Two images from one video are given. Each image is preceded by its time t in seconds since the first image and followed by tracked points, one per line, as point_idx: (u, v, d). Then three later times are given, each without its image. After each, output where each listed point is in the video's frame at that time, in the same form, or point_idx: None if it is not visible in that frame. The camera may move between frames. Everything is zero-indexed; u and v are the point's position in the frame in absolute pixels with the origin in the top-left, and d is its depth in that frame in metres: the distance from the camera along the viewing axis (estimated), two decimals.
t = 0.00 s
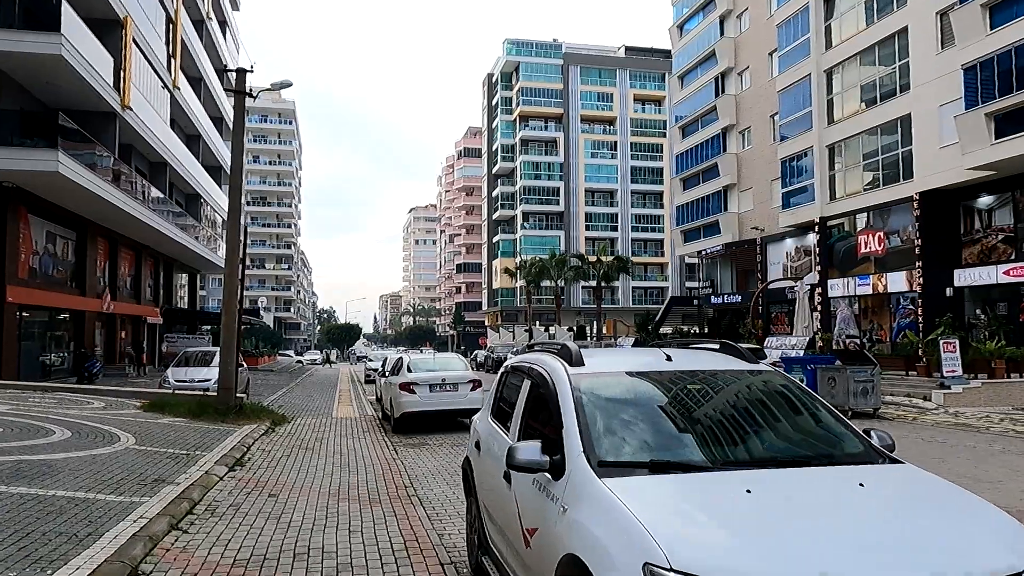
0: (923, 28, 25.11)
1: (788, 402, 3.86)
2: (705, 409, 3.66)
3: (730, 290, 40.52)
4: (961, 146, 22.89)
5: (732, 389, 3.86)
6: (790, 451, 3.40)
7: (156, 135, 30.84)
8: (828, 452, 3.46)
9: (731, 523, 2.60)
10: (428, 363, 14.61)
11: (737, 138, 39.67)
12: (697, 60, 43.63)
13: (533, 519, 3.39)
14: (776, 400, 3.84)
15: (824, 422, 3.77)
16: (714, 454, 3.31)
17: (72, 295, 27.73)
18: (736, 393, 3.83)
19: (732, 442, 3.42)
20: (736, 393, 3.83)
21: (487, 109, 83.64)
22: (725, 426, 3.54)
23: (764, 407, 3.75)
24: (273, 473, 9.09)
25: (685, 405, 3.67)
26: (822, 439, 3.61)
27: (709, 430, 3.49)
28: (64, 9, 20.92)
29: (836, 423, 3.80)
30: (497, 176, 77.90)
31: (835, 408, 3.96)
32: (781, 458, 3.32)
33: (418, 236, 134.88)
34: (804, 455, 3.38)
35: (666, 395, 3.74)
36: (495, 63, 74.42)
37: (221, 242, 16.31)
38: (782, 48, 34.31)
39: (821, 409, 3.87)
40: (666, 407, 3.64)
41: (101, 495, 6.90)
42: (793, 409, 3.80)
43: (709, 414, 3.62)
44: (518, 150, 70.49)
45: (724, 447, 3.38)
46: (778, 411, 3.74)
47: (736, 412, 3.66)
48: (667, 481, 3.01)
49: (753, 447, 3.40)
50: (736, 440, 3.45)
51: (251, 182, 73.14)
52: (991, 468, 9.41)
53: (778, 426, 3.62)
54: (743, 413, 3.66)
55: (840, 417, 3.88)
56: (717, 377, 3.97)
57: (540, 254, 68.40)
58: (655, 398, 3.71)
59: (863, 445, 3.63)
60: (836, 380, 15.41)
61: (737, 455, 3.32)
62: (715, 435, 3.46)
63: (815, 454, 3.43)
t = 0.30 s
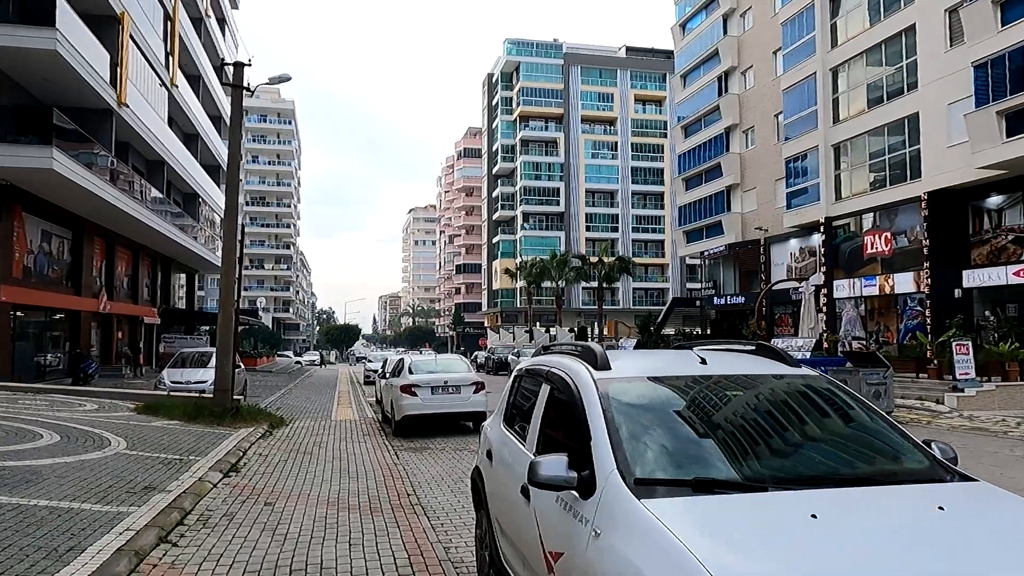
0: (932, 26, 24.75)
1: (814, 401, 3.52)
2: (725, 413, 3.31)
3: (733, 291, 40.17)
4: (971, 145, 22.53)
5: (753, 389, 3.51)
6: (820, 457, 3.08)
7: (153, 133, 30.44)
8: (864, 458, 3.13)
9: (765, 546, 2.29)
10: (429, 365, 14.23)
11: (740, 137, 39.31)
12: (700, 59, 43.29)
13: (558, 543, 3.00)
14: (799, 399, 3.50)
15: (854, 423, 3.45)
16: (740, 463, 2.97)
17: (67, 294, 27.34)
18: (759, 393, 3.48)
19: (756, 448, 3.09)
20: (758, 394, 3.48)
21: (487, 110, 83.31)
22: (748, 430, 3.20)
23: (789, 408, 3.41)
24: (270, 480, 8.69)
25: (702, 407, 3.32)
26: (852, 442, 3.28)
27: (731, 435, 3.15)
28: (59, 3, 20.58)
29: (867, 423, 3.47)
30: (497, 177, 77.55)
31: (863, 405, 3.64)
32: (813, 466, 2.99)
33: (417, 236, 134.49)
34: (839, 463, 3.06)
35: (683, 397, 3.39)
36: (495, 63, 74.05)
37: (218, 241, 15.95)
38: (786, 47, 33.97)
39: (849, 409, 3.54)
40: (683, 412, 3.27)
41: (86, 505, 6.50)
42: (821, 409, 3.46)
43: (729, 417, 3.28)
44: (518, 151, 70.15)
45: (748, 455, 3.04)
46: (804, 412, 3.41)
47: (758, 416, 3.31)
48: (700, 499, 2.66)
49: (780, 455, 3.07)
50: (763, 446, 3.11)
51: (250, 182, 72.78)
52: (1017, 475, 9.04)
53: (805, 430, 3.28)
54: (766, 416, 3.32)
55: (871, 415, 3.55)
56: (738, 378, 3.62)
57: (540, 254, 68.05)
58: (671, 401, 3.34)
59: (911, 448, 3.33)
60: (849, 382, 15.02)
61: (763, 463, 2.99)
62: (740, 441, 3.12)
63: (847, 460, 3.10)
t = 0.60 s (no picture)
0: (943, 21, 24.34)
1: (847, 396, 3.15)
2: (751, 411, 2.95)
3: (738, 290, 39.76)
4: (985, 141, 22.10)
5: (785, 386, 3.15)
6: (857, 456, 2.76)
7: (152, 129, 30.02)
8: (904, 455, 2.83)
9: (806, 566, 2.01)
10: (433, 365, 13.81)
11: (746, 135, 38.89)
12: (704, 57, 42.85)
13: None
14: (831, 396, 3.13)
15: (892, 420, 3.08)
16: (770, 470, 2.64)
17: (65, 293, 26.99)
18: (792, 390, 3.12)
19: (787, 453, 2.75)
20: (790, 390, 3.12)
21: (489, 109, 82.92)
22: (777, 432, 2.85)
23: (821, 405, 3.05)
24: (268, 485, 8.31)
25: (724, 408, 2.95)
26: (895, 442, 2.92)
27: (760, 439, 2.80)
28: None
29: (908, 419, 3.11)
30: (499, 176, 77.15)
31: (901, 398, 3.26)
32: (850, 466, 2.71)
33: (418, 236, 134.06)
34: (881, 461, 2.75)
35: (709, 396, 3.02)
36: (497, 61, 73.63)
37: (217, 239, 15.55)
38: (793, 44, 33.60)
39: (887, 403, 3.18)
40: (703, 416, 2.87)
41: (71, 514, 6.10)
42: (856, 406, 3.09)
43: (755, 418, 2.92)
44: (520, 150, 69.78)
45: (779, 460, 2.70)
46: (840, 410, 3.04)
47: (787, 416, 2.94)
48: (753, 522, 2.27)
49: (814, 458, 2.73)
50: (794, 449, 2.78)
51: (251, 180, 72.43)
52: None
53: (840, 430, 2.93)
54: (795, 418, 2.94)
55: (912, 409, 3.19)
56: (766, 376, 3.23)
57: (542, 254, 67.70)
58: (691, 401, 2.96)
59: (973, 443, 3.04)
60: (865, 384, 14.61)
61: (792, 467, 2.67)
62: (768, 445, 2.77)
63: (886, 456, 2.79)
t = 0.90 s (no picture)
0: (955, 15, 23.95)
1: (884, 390, 2.80)
2: (780, 412, 2.61)
3: (744, 290, 39.42)
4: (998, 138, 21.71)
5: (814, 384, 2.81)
6: (904, 454, 2.48)
7: (152, 126, 29.65)
8: (953, 451, 2.52)
9: None
10: (438, 364, 13.45)
11: (752, 133, 38.52)
12: (710, 54, 42.48)
13: None
14: (865, 391, 2.78)
15: (934, 413, 2.74)
16: (806, 472, 2.35)
17: (64, 291, 26.67)
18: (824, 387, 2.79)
19: (825, 453, 2.45)
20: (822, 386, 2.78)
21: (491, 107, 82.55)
22: (810, 433, 2.53)
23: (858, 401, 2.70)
24: (270, 489, 7.96)
25: (751, 407, 2.61)
26: (941, 438, 2.59)
27: (791, 439, 2.48)
28: None
29: (953, 411, 2.76)
30: (501, 175, 76.80)
31: (939, 390, 2.92)
32: (896, 464, 2.43)
33: (419, 235, 133.67)
34: (929, 459, 2.47)
35: (736, 391, 2.69)
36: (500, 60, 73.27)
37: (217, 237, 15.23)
38: (800, 40, 33.23)
39: (928, 396, 2.83)
40: (735, 416, 2.52)
41: (61, 523, 5.75)
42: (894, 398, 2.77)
43: (784, 418, 2.59)
44: (523, 148, 69.41)
45: (815, 461, 2.41)
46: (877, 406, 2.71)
47: (819, 413, 2.62)
48: (828, 551, 1.94)
49: (854, 459, 2.44)
50: (832, 450, 2.48)
51: (252, 179, 72.23)
52: None
53: (878, 426, 2.61)
54: (830, 416, 2.61)
55: (955, 400, 2.84)
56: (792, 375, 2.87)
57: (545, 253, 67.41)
58: (717, 399, 2.61)
59: None
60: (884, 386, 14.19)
61: (829, 468, 2.39)
62: (801, 445, 2.47)
63: (928, 453, 2.50)
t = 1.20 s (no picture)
0: (967, 11, 23.60)
1: (922, 388, 2.52)
2: (819, 418, 2.29)
3: (750, 289, 39.08)
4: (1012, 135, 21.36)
5: (862, 388, 2.49)
6: (958, 456, 2.28)
7: (153, 122, 29.30)
8: (1008, 451, 2.31)
9: None
10: (445, 364, 13.12)
11: (758, 131, 38.14)
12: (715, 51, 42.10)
13: None
14: (906, 394, 2.48)
15: (987, 412, 2.46)
16: (862, 473, 2.11)
17: (63, 289, 26.35)
18: (872, 391, 2.48)
19: (869, 458, 2.19)
20: (864, 390, 2.48)
21: (494, 106, 82.16)
22: (852, 437, 2.24)
23: (895, 403, 2.43)
24: (275, 496, 7.63)
25: (791, 409, 2.28)
26: (991, 440, 2.35)
27: (836, 443, 2.19)
28: None
29: (1007, 409, 2.48)
30: (503, 173, 76.47)
31: (1002, 396, 2.55)
32: (948, 466, 2.24)
33: (422, 235, 133.35)
34: (983, 460, 2.27)
35: (800, 399, 2.35)
36: (502, 58, 72.89)
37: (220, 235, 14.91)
38: (808, 37, 32.88)
39: (973, 398, 2.51)
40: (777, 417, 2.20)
41: (54, 535, 5.42)
42: (939, 399, 2.48)
43: (826, 423, 2.28)
44: (525, 147, 69.04)
45: (862, 464, 2.16)
46: (916, 405, 2.44)
47: (858, 415, 2.35)
48: None
49: (899, 461, 2.21)
50: (875, 453, 2.22)
51: (253, 177, 71.98)
52: None
53: (921, 427, 2.36)
54: (871, 418, 2.35)
55: (1007, 401, 2.53)
56: (837, 381, 2.54)
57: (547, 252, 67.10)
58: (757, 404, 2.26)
59: None
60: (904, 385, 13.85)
61: (873, 470, 2.15)
62: (846, 449, 2.19)
63: (983, 454, 2.30)
